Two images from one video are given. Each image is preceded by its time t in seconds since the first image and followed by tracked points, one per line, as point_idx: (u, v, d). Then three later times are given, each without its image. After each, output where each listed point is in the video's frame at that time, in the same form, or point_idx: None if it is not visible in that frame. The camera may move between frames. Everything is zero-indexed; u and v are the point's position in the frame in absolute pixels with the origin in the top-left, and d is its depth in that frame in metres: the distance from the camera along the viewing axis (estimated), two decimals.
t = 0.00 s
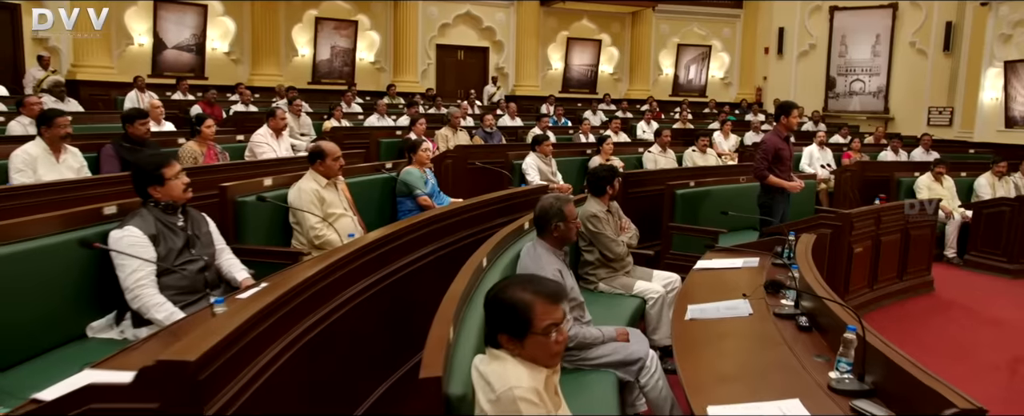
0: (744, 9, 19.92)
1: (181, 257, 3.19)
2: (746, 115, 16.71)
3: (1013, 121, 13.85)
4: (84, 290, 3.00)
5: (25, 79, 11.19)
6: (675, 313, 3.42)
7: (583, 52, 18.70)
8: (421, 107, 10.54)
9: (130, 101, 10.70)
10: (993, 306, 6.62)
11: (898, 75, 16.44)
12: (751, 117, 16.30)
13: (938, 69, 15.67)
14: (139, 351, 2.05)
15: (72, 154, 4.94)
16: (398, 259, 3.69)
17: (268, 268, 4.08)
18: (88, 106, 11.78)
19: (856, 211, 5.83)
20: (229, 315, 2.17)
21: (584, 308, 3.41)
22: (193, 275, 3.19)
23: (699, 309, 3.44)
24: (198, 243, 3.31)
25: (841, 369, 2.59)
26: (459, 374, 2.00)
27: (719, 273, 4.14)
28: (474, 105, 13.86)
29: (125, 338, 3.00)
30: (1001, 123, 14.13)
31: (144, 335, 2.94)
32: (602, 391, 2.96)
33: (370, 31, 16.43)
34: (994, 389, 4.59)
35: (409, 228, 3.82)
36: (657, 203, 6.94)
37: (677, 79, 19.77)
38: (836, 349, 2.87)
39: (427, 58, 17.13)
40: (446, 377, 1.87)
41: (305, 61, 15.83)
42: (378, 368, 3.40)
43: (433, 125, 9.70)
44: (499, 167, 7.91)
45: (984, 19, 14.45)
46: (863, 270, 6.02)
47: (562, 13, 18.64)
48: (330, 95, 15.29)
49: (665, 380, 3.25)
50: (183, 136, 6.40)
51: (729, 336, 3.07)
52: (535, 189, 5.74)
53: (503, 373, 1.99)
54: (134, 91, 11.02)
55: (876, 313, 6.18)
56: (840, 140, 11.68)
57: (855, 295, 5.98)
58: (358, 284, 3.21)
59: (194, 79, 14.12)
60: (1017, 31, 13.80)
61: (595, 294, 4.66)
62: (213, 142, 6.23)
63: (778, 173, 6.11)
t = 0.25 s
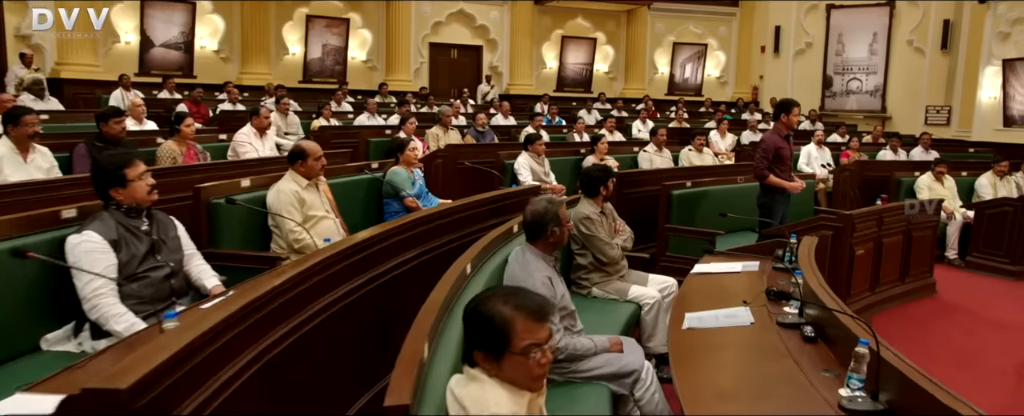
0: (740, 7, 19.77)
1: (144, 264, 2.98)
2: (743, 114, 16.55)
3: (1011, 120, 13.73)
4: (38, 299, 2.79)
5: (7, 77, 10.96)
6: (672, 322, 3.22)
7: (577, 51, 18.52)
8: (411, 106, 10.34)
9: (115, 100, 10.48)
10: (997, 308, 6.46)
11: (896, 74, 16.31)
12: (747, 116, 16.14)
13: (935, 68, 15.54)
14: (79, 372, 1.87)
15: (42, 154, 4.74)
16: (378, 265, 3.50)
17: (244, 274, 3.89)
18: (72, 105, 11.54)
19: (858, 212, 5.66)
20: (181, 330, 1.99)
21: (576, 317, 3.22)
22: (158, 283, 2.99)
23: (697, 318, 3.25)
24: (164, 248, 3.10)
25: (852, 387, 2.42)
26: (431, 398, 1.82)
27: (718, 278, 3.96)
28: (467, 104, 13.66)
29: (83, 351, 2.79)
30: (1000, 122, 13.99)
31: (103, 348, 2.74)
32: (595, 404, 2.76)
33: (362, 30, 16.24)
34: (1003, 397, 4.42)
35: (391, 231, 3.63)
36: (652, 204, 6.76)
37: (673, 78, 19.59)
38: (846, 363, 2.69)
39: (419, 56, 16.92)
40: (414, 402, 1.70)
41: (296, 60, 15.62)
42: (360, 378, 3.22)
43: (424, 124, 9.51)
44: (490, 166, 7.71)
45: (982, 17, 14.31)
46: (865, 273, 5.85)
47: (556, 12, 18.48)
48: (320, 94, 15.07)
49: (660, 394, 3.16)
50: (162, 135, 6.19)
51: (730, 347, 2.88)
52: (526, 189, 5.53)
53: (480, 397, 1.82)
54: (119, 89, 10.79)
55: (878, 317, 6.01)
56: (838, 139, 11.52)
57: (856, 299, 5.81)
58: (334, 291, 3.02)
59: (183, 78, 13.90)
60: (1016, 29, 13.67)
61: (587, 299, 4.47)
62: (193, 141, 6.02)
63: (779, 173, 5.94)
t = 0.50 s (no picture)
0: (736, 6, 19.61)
1: (103, 272, 2.78)
2: (738, 113, 16.39)
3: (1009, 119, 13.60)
4: None
5: None
6: (668, 332, 3.04)
7: (572, 49, 18.34)
8: (402, 104, 10.13)
9: (99, 98, 10.25)
10: (1000, 312, 6.30)
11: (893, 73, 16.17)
12: (743, 115, 15.99)
13: (932, 66, 15.39)
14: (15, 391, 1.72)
15: (8, 153, 4.53)
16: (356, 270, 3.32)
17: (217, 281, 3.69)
18: (55, 104, 11.31)
19: (859, 213, 5.49)
20: (129, 346, 1.82)
21: (566, 326, 3.04)
22: (117, 292, 2.79)
23: (694, 327, 3.07)
24: (124, 254, 2.90)
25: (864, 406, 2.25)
26: None
27: (716, 283, 3.77)
28: (460, 102, 13.47)
29: (34, 365, 2.59)
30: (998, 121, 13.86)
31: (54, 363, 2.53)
32: None
33: (353, 27, 16.03)
34: (1012, 406, 4.25)
35: (370, 235, 3.45)
36: (648, 205, 6.57)
37: (668, 77, 19.41)
38: (855, 379, 2.51)
39: (412, 55, 16.72)
40: None
41: (286, 58, 15.39)
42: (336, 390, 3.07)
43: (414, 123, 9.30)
44: (481, 166, 7.52)
45: (980, 15, 14.17)
46: (867, 276, 5.68)
47: (550, 10, 18.29)
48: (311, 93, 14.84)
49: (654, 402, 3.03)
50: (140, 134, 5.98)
51: (729, 358, 2.70)
52: (514, 190, 5.33)
53: None
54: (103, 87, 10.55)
55: (880, 321, 5.84)
56: (836, 139, 11.36)
57: (858, 303, 5.64)
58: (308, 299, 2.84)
59: (170, 77, 13.67)
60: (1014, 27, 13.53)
61: (579, 305, 4.28)
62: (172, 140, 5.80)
63: (778, 173, 5.76)
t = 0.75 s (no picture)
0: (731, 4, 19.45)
1: (52, 281, 2.58)
2: (734, 112, 16.22)
3: (1006, 118, 13.46)
4: None
5: None
6: (662, 343, 2.85)
7: (566, 48, 18.15)
8: (391, 103, 9.93)
9: (81, 96, 10.02)
10: (1004, 315, 6.13)
11: (889, 72, 16.03)
12: (739, 114, 15.82)
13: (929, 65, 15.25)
14: None
15: None
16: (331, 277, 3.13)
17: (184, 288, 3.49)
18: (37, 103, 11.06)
19: (860, 214, 5.31)
20: (45, 374, 1.65)
21: (553, 337, 2.86)
22: (67, 303, 2.58)
23: (690, 338, 2.89)
24: (77, 262, 2.69)
25: None
26: None
27: (713, 289, 3.59)
28: (452, 101, 13.27)
29: None
30: (995, 120, 13.71)
31: None
32: None
33: (344, 26, 15.81)
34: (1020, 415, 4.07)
35: (347, 239, 3.26)
36: (642, 206, 6.39)
37: (663, 76, 19.21)
38: (865, 398, 2.33)
39: (404, 53, 16.50)
40: None
41: (276, 57, 15.15)
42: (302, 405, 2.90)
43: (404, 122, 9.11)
44: (471, 166, 7.33)
45: (977, 13, 14.04)
46: (867, 279, 5.50)
47: (544, 8, 18.09)
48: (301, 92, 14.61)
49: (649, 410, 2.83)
50: (115, 133, 5.76)
51: (727, 373, 2.51)
52: (504, 191, 5.13)
53: None
54: (85, 86, 10.31)
55: (881, 325, 5.66)
56: (833, 138, 11.21)
57: (859, 306, 5.46)
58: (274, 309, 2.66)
59: (157, 75, 13.44)
60: (1011, 26, 13.39)
61: (569, 311, 4.09)
62: (149, 139, 5.59)
63: (776, 173, 5.59)
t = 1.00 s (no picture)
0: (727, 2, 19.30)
1: None
2: (730, 111, 16.06)
3: (1005, 117, 13.30)
4: None
5: None
6: (655, 356, 2.66)
7: (560, 46, 17.98)
8: (381, 101, 9.73)
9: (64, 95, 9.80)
10: (1009, 320, 5.96)
11: (886, 71, 15.89)
12: (735, 113, 15.67)
13: (926, 64, 15.09)
14: None
15: None
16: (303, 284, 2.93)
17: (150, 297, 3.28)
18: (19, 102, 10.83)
19: (862, 216, 5.13)
20: None
21: (538, 349, 2.68)
22: (9, 317, 2.41)
23: (686, 350, 2.70)
24: (23, 271, 2.52)
25: None
26: None
27: (710, 296, 3.41)
28: (444, 100, 13.07)
29: None
30: (993, 119, 13.56)
31: None
32: None
33: (336, 24, 15.61)
34: None
35: (320, 244, 3.06)
36: (636, 207, 6.21)
37: (658, 74, 19.04)
38: None
39: (396, 52, 16.30)
40: None
41: (266, 55, 14.93)
42: None
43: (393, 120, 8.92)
44: (461, 165, 7.14)
45: (975, 11, 13.89)
46: (869, 283, 5.32)
47: (538, 6, 17.91)
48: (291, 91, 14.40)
49: None
50: (90, 132, 5.56)
51: (726, 391, 2.32)
52: (492, 192, 4.92)
53: None
54: (68, 84, 10.09)
55: (882, 330, 5.49)
56: (830, 137, 11.06)
57: (860, 311, 5.28)
58: (236, 321, 2.46)
59: (144, 74, 13.23)
60: (1009, 24, 13.23)
61: (559, 319, 3.90)
62: (124, 138, 5.38)
63: (774, 173, 5.41)
